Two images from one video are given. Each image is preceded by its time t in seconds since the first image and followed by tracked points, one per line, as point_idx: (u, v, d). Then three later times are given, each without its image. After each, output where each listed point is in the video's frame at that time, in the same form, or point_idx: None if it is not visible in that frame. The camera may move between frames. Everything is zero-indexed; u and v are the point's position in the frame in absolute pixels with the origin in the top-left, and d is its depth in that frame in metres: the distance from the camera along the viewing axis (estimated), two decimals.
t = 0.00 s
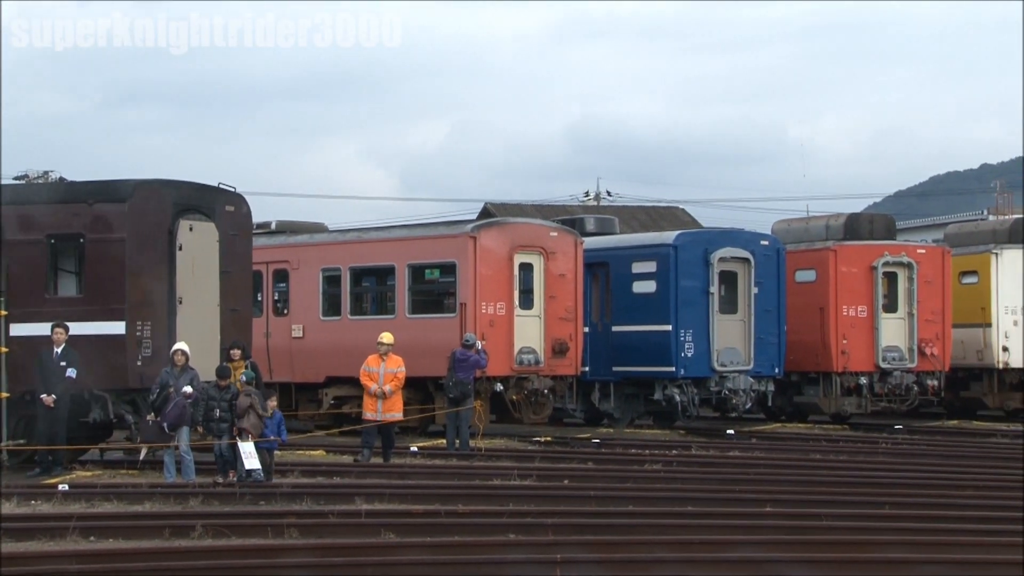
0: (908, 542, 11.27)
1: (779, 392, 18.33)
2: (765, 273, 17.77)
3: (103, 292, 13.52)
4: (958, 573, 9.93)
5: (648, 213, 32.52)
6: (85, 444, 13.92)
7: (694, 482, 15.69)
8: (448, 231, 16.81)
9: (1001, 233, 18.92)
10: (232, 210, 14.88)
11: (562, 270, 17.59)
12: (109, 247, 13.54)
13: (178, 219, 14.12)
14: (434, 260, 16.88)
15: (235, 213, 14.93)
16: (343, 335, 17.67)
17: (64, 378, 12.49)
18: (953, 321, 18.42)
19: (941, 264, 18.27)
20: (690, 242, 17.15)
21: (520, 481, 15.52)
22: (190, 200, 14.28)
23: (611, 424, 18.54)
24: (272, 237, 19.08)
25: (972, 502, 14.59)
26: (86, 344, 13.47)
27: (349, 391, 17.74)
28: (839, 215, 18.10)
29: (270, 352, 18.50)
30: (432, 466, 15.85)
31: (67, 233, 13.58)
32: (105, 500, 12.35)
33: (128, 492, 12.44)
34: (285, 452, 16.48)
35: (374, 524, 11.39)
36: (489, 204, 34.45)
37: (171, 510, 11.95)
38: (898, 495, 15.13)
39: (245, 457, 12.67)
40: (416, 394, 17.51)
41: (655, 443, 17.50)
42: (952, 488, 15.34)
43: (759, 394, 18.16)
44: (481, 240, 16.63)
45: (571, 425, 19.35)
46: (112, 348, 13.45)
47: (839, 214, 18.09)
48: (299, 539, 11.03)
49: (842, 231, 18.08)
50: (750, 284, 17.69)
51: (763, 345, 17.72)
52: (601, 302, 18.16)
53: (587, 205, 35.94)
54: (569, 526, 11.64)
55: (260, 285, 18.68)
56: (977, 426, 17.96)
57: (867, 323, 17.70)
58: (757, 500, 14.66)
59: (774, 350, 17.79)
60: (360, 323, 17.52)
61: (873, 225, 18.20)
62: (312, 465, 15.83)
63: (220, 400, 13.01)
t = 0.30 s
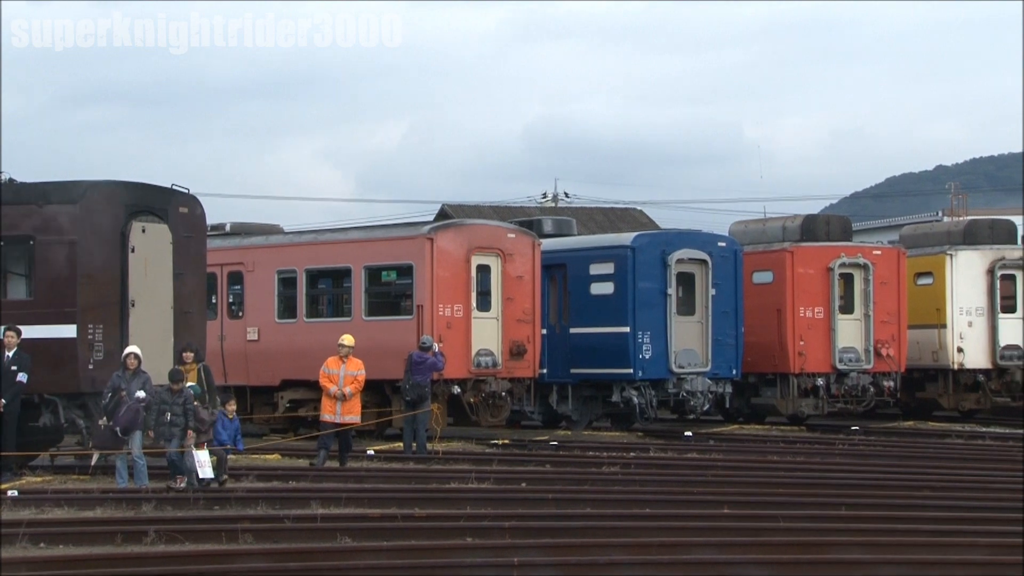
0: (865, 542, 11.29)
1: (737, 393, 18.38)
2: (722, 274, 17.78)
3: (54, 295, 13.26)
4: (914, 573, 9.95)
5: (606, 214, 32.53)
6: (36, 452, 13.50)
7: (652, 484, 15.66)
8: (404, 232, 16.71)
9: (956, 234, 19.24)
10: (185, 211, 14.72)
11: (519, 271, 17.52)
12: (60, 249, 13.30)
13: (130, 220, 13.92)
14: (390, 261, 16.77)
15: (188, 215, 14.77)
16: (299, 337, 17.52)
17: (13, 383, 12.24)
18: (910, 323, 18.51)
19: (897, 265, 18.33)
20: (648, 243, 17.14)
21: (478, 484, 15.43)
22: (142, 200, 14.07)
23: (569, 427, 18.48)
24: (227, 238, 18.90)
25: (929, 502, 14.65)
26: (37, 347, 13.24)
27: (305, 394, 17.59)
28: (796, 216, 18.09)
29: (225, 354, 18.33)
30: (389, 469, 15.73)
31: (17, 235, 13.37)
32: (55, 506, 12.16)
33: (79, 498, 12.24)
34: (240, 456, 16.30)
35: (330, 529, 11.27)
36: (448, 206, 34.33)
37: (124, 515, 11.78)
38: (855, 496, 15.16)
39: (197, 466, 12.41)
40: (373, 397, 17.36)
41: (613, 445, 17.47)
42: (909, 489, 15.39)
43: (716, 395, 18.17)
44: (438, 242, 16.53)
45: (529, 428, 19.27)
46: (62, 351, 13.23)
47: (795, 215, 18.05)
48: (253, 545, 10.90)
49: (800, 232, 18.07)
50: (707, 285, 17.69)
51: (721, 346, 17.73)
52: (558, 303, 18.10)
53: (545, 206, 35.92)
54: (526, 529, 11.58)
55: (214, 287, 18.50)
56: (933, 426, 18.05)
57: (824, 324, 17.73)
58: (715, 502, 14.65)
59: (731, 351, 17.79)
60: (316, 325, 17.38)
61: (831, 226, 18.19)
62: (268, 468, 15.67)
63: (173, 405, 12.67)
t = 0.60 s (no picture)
0: (824, 544, 11.30)
1: (695, 396, 18.36)
2: (681, 276, 17.76)
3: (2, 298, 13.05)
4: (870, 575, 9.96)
5: (565, 217, 32.51)
6: None
7: (611, 487, 15.62)
8: (361, 234, 16.59)
9: (912, 237, 19.32)
10: (138, 213, 14.50)
11: (477, 274, 17.41)
12: (8, 251, 13.10)
13: (81, 222, 13.71)
14: (347, 263, 16.64)
15: (141, 216, 14.54)
16: (253, 340, 17.36)
17: None
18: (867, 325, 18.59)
19: (854, 267, 18.37)
20: (606, 245, 17.09)
21: (435, 487, 15.33)
22: (93, 201, 13.87)
23: (527, 430, 18.41)
24: (181, 240, 18.71)
25: (887, 504, 14.69)
26: None
27: (261, 397, 17.44)
28: (754, 218, 18.08)
29: (178, 357, 18.14)
30: (345, 474, 15.56)
31: None
32: (4, 512, 11.97)
33: (27, 503, 12.06)
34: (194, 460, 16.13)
35: (286, 533, 11.15)
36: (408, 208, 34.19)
37: (74, 520, 11.61)
38: (814, 498, 15.17)
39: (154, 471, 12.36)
40: (329, 401, 17.23)
41: (571, 448, 17.42)
42: (867, 491, 15.42)
43: (674, 398, 18.16)
44: (395, 244, 16.42)
45: (486, 430, 19.19)
46: (11, 355, 13.03)
47: (753, 217, 18.07)
48: (207, 550, 10.76)
49: (757, 235, 18.08)
50: (665, 287, 17.66)
51: (679, 348, 17.72)
52: (516, 305, 18.02)
53: (505, 208, 35.82)
54: (483, 533, 11.49)
55: (168, 289, 18.31)
56: (890, 428, 18.10)
57: (782, 326, 17.75)
58: (672, 505, 14.63)
59: (689, 354, 17.78)
60: (271, 328, 17.23)
61: (788, 228, 18.22)
62: (222, 472, 15.49)
63: (124, 405, 12.55)
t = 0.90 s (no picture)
0: (780, 544, 11.37)
1: (653, 395, 18.44)
2: (639, 276, 17.81)
3: None
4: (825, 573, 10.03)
5: (523, 216, 32.56)
6: None
7: (568, 486, 15.65)
8: (319, 232, 16.53)
9: (867, 237, 19.47)
10: (92, 211, 14.33)
11: (435, 273, 17.38)
12: None
13: (35, 219, 13.77)
14: (304, 262, 16.57)
15: (96, 214, 14.37)
16: (210, 339, 17.26)
17: None
18: (824, 324, 18.72)
19: (810, 267, 18.49)
20: (564, 245, 17.12)
21: (393, 487, 15.30)
22: (48, 199, 13.94)
23: (485, 429, 18.43)
24: (136, 238, 18.58)
25: (842, 502, 14.79)
26: None
27: (217, 397, 17.34)
28: (711, 218, 18.19)
29: (133, 357, 18.01)
30: (301, 473, 15.47)
31: None
32: None
33: None
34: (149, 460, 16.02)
35: (242, 533, 11.10)
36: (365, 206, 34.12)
37: (28, 521, 11.49)
38: (770, 496, 15.28)
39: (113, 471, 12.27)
40: (287, 400, 17.18)
41: (529, 447, 17.44)
42: (822, 489, 15.54)
43: (632, 397, 18.22)
44: (353, 243, 16.38)
45: (444, 430, 19.19)
46: None
47: (710, 217, 18.17)
48: (162, 550, 10.69)
49: (715, 235, 18.19)
50: (623, 287, 17.72)
51: (637, 348, 17.78)
52: (475, 305, 18.02)
53: (462, 207, 35.80)
54: (440, 532, 11.45)
55: (123, 288, 18.18)
56: (846, 427, 18.25)
57: (739, 325, 17.85)
58: (630, 504, 14.69)
59: (647, 353, 17.84)
60: (228, 327, 17.13)
61: (745, 228, 18.31)
62: (178, 472, 15.37)
63: (81, 407, 12.29)
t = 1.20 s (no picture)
0: (737, 542, 11.44)
1: (612, 395, 18.49)
2: (598, 276, 17.86)
3: None
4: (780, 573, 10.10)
5: (483, 216, 32.61)
6: None
7: (527, 486, 15.67)
8: (277, 232, 16.47)
9: (824, 238, 19.67)
10: (48, 210, 14.34)
11: (395, 273, 17.35)
12: None
13: None
14: (263, 261, 16.51)
15: (50, 213, 14.37)
16: (167, 339, 17.16)
17: None
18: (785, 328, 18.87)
19: (768, 267, 18.60)
20: (524, 245, 17.14)
21: (351, 487, 15.26)
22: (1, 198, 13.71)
23: (444, 429, 18.41)
24: (92, 238, 18.43)
25: (798, 502, 14.90)
26: None
27: (174, 397, 17.23)
28: (670, 219, 18.28)
29: (89, 357, 17.87)
30: (259, 474, 15.39)
31: None
32: None
33: None
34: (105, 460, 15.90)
35: (199, 534, 11.03)
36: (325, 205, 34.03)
37: None
38: (727, 495, 15.36)
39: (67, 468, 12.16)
40: (245, 400, 17.10)
41: (488, 447, 17.45)
42: (779, 488, 15.65)
43: (591, 397, 18.26)
44: (312, 242, 16.33)
45: (404, 430, 19.15)
46: None
47: (669, 217, 18.27)
48: (117, 552, 10.62)
49: (673, 235, 18.27)
50: (582, 287, 17.76)
51: (596, 348, 17.82)
52: (434, 304, 18.01)
53: (423, 207, 35.77)
54: (398, 533, 11.40)
55: (79, 287, 18.03)
56: (803, 426, 18.37)
57: (697, 325, 17.92)
58: (588, 504, 14.73)
59: (606, 353, 17.89)
60: (185, 327, 17.03)
61: (703, 228, 18.40)
62: (134, 473, 15.26)
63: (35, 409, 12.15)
